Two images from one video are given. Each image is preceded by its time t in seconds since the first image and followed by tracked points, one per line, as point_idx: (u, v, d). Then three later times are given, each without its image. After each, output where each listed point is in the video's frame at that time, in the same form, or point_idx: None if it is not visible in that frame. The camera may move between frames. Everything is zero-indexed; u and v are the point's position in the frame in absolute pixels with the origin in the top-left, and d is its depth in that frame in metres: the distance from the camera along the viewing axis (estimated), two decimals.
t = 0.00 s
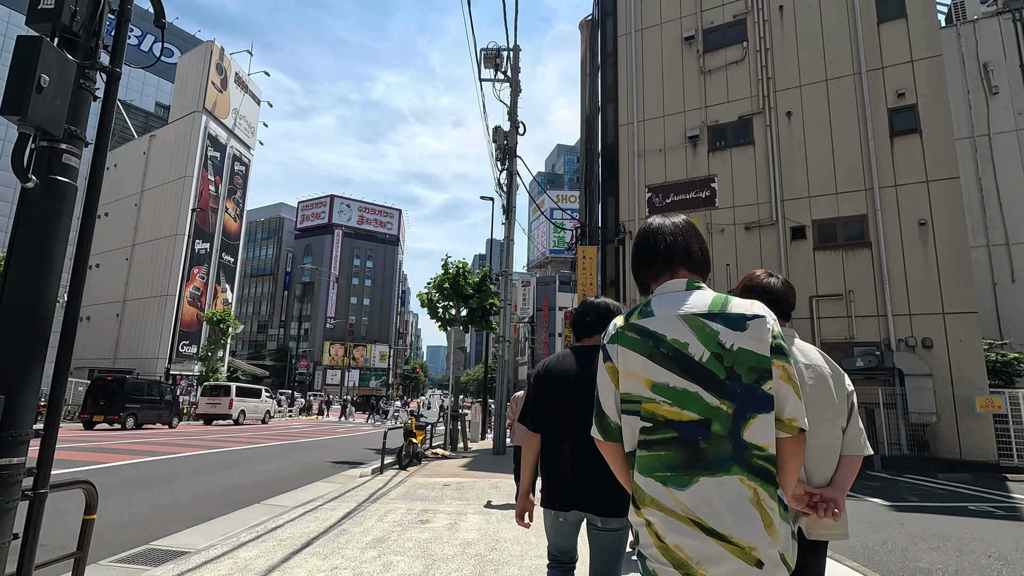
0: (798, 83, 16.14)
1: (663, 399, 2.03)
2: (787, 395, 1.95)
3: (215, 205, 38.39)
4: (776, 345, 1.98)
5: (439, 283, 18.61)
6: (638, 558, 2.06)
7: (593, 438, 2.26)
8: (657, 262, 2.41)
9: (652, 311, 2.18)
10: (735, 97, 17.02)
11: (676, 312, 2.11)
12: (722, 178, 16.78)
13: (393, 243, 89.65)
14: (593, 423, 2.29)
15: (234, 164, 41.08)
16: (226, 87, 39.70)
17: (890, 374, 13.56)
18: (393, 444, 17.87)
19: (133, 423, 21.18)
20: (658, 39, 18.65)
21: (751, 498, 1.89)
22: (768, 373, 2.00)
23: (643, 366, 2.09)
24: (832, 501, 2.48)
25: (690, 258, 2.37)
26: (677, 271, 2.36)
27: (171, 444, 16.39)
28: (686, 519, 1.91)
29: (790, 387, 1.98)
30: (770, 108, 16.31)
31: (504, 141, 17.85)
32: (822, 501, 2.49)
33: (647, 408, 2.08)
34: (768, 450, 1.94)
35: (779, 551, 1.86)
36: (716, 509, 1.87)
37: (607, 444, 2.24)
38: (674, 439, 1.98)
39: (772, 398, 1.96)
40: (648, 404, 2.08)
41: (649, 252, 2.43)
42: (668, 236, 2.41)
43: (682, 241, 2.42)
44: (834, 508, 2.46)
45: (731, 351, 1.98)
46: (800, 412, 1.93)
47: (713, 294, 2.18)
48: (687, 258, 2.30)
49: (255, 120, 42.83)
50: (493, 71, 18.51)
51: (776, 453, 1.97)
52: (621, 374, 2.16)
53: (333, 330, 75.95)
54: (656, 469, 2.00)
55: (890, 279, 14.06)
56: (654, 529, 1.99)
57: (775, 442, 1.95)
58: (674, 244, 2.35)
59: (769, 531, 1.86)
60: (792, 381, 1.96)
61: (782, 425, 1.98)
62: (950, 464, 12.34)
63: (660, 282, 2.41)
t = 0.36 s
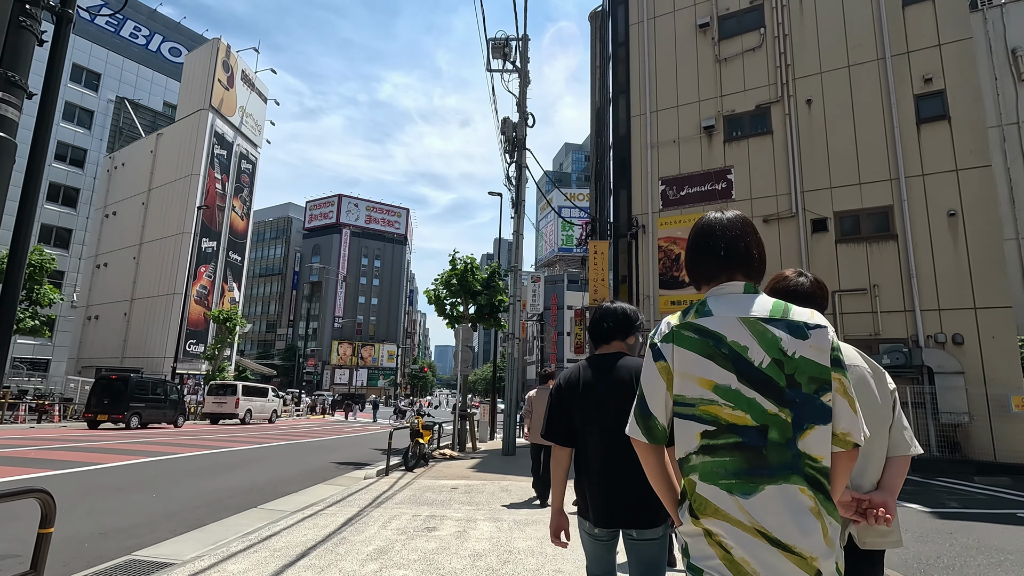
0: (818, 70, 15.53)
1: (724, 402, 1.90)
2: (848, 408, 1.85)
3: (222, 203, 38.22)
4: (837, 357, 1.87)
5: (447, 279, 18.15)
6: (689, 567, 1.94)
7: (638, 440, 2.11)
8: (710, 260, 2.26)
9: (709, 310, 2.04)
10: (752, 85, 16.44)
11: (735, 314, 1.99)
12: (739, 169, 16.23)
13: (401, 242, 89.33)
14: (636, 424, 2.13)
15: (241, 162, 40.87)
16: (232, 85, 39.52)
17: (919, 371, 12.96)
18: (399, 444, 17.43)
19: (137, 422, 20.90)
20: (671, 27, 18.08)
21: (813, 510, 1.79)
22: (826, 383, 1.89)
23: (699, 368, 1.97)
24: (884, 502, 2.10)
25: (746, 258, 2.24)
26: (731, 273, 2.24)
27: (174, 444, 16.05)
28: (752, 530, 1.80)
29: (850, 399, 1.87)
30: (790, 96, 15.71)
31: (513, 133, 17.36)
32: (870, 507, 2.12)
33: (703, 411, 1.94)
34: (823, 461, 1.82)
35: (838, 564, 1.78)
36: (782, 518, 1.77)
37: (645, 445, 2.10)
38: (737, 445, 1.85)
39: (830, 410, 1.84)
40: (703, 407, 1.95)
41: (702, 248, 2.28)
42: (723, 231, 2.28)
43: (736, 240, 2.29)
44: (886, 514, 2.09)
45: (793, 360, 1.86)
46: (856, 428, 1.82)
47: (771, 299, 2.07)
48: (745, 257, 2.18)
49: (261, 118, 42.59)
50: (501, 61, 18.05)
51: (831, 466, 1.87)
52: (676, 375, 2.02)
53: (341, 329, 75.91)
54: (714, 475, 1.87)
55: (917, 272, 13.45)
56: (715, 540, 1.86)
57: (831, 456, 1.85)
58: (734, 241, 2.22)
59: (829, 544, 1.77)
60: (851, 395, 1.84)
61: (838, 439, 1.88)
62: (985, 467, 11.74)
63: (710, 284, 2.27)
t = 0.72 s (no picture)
0: (837, 59, 14.96)
1: (771, 400, 1.81)
2: (899, 405, 1.81)
3: (227, 203, 38.02)
4: (890, 352, 1.83)
5: (453, 278, 17.70)
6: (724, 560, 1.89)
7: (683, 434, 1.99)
8: (751, 252, 2.16)
9: (757, 305, 1.95)
10: (767, 76, 15.89)
11: (785, 309, 1.90)
12: (754, 163, 15.69)
13: (407, 243, 88.94)
14: (682, 420, 2.01)
15: (246, 162, 40.65)
16: (237, 85, 39.32)
17: (947, 372, 12.34)
18: (404, 446, 16.97)
19: (139, 424, 20.61)
20: (683, 18, 17.55)
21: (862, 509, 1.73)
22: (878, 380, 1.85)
23: (746, 363, 1.87)
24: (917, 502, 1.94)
25: (793, 249, 2.14)
26: (777, 266, 2.13)
27: (174, 446, 15.69)
28: (786, 526, 1.73)
29: (900, 396, 1.83)
30: (807, 86, 15.16)
31: (521, 127, 16.89)
32: (903, 504, 1.95)
33: (749, 408, 1.84)
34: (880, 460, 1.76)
35: (885, 565, 1.71)
36: (829, 518, 1.69)
37: (695, 442, 1.96)
38: (780, 443, 1.77)
39: (884, 406, 1.79)
40: (746, 403, 1.85)
41: (745, 240, 2.19)
42: (768, 222, 2.18)
43: (782, 234, 2.19)
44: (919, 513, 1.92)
45: (847, 356, 1.80)
46: (910, 426, 1.79)
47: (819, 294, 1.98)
48: (792, 250, 2.09)
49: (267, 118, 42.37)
50: (508, 55, 17.58)
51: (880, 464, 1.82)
52: (721, 369, 1.91)
53: (347, 331, 75.67)
54: (755, 471, 1.79)
55: (942, 267, 12.88)
56: (749, 534, 1.81)
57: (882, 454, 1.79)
58: (779, 232, 2.11)
59: (877, 544, 1.70)
60: (902, 392, 1.82)
61: (887, 436, 1.83)
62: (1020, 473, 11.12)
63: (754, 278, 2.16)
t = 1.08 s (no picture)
0: (847, 50, 14.51)
1: (786, 412, 1.71)
2: (918, 415, 1.71)
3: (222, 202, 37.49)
4: (908, 362, 1.73)
5: (450, 276, 17.18)
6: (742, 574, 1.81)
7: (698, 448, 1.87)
8: (764, 260, 2.03)
9: (770, 315, 1.84)
10: (773, 69, 15.45)
11: (798, 320, 1.80)
12: (760, 157, 15.22)
13: (405, 244, 88.32)
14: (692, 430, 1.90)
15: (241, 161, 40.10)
16: (233, 82, 38.83)
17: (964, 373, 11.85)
18: (399, 450, 16.44)
19: (126, 427, 20.02)
20: (686, 9, 17.09)
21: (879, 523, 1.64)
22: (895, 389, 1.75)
23: (760, 375, 1.78)
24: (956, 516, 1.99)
25: (805, 255, 1.99)
26: (790, 273, 1.98)
27: (161, 450, 15.13)
28: (810, 542, 1.64)
29: (919, 407, 1.73)
30: (815, 79, 14.71)
31: (520, 121, 16.36)
32: (940, 516, 2.02)
33: (763, 420, 1.75)
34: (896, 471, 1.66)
35: None
36: (849, 533, 1.61)
37: (708, 454, 1.85)
38: (799, 457, 1.68)
39: (900, 417, 1.69)
40: (762, 416, 1.76)
41: (757, 245, 2.05)
42: (782, 227, 2.03)
43: (795, 237, 2.03)
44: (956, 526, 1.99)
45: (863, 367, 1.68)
46: (930, 436, 1.69)
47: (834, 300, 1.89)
48: (804, 255, 1.94)
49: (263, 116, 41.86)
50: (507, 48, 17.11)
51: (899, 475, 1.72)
52: (735, 382, 1.82)
53: (345, 332, 75.05)
54: (772, 484, 1.70)
55: (957, 265, 12.43)
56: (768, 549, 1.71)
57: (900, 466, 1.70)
58: (791, 240, 1.95)
59: (899, 558, 1.62)
60: (922, 400, 1.72)
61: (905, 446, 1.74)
62: None
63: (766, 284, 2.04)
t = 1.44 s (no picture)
0: (859, 37, 14.04)
1: (843, 411, 1.50)
2: (983, 425, 1.47)
3: (218, 198, 36.99)
4: (972, 367, 1.49)
5: (449, 270, 16.69)
6: None
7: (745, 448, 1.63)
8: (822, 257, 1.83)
9: (830, 311, 1.58)
10: (783, 57, 14.95)
11: (858, 317, 1.55)
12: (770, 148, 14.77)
13: (404, 243, 87.73)
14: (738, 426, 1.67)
15: (237, 157, 39.57)
16: (229, 77, 38.27)
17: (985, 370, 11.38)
18: (396, 450, 15.95)
19: (117, 426, 19.53)
20: None
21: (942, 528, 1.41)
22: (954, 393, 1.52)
23: (817, 373, 1.54)
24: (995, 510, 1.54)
25: (869, 251, 1.81)
26: (855, 271, 1.79)
27: (150, 449, 14.65)
28: (878, 547, 1.41)
29: (984, 413, 1.49)
30: (827, 67, 14.26)
31: (522, 111, 15.88)
32: (983, 516, 1.55)
33: (821, 420, 1.53)
34: (956, 478, 1.44)
35: None
36: (916, 539, 1.39)
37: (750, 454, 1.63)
38: (861, 458, 1.46)
39: (965, 425, 1.46)
40: (817, 416, 1.54)
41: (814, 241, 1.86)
42: (840, 223, 1.84)
43: (856, 234, 1.84)
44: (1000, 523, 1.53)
45: (925, 369, 1.46)
46: (996, 445, 1.46)
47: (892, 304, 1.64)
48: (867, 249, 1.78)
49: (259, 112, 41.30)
50: (508, 36, 16.65)
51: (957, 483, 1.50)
52: (788, 380, 1.58)
53: (343, 331, 74.56)
54: (828, 486, 1.49)
55: (976, 257, 11.98)
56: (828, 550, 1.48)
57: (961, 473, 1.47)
58: (855, 235, 1.78)
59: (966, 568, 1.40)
60: (988, 408, 1.48)
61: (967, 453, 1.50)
62: None
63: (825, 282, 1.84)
